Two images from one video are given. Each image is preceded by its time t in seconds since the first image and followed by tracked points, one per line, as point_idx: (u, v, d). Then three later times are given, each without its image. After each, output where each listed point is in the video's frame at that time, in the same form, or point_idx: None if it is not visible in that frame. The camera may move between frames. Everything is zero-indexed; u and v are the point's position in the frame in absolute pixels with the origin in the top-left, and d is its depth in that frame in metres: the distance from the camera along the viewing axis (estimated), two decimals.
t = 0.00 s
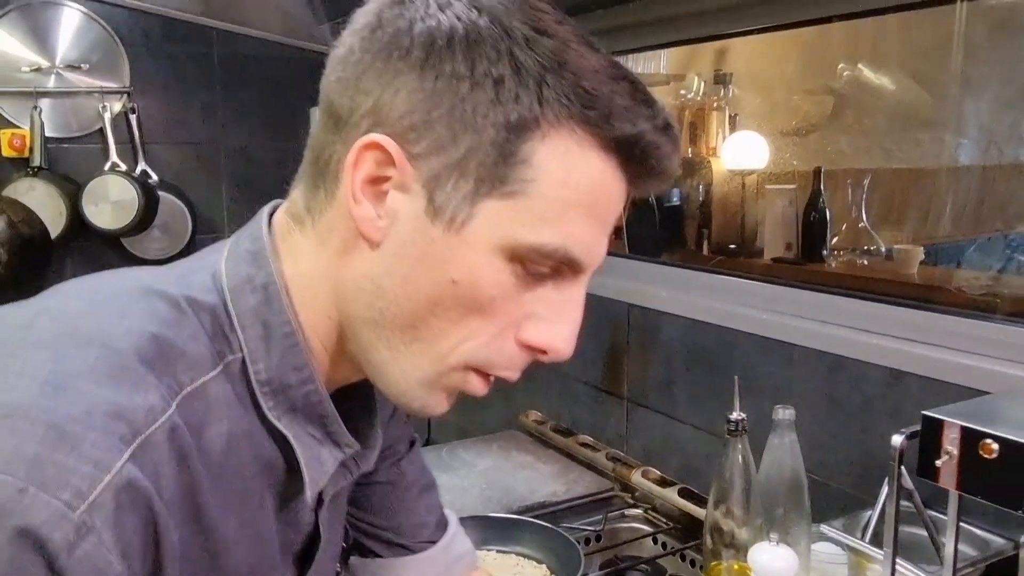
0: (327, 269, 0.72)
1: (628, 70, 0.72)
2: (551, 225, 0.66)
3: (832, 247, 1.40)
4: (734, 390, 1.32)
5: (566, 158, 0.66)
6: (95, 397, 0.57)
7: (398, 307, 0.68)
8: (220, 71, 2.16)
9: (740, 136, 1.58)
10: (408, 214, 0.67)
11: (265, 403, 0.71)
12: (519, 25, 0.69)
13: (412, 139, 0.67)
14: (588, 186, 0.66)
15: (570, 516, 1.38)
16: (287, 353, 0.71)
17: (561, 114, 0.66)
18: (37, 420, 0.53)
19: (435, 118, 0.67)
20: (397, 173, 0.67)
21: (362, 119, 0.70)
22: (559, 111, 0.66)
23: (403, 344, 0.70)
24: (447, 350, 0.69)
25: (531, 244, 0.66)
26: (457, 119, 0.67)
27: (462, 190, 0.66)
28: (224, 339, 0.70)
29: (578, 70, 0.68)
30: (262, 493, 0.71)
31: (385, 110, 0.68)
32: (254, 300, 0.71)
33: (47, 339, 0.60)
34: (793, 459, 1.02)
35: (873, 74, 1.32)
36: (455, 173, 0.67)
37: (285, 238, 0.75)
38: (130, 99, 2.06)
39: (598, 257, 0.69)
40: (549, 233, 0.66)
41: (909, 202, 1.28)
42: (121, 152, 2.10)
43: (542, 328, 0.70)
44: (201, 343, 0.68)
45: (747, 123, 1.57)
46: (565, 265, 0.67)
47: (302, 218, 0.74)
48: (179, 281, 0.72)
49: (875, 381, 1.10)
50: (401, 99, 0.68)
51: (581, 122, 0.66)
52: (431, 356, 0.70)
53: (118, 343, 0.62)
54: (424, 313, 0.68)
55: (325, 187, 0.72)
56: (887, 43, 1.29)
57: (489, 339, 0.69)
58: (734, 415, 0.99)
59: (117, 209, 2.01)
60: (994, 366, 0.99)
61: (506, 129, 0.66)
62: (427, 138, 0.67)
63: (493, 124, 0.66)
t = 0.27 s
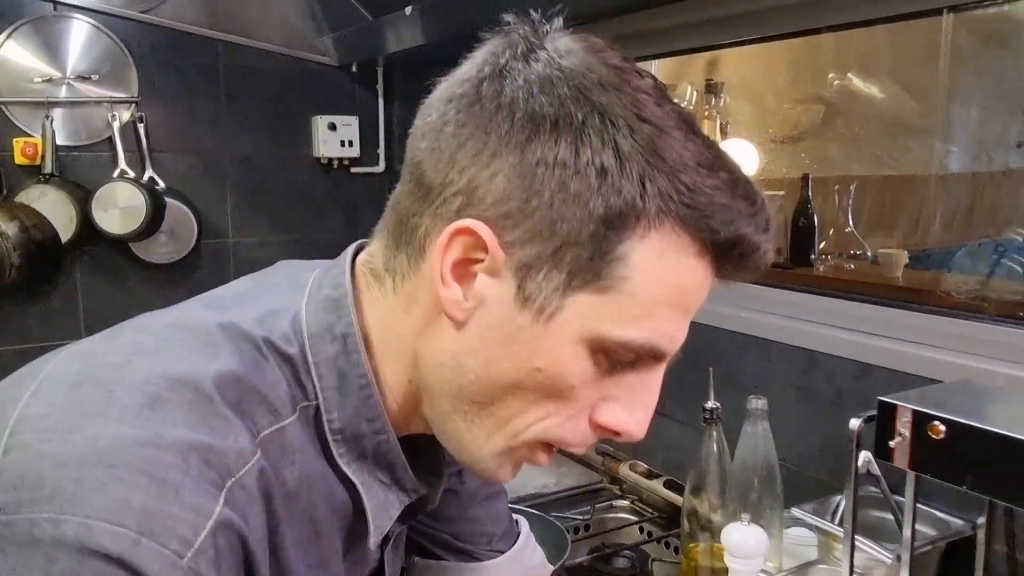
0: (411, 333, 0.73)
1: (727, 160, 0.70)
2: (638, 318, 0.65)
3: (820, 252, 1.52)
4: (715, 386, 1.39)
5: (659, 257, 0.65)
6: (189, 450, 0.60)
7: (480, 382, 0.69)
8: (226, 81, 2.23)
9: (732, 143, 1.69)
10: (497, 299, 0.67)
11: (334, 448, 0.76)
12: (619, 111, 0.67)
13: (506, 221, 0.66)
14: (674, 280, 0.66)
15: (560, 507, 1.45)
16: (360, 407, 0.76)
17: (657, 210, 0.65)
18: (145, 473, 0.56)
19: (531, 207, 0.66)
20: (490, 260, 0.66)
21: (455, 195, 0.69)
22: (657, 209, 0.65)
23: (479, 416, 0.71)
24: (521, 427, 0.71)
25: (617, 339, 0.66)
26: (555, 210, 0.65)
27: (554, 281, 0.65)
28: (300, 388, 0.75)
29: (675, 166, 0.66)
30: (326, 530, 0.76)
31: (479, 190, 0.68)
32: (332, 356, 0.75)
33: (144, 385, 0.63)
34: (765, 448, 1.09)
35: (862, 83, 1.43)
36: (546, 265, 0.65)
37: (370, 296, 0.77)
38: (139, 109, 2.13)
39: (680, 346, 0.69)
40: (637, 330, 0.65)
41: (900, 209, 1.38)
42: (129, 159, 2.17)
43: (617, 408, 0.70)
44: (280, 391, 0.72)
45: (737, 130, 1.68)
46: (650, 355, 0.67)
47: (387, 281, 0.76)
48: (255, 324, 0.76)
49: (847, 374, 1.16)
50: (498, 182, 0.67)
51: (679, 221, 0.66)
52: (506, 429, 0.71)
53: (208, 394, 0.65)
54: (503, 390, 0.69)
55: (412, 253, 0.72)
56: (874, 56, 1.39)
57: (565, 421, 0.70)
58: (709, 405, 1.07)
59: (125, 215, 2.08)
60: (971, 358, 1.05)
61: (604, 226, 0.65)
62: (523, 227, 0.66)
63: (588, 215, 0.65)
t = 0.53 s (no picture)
0: (418, 338, 0.79)
1: (716, 188, 0.76)
2: (628, 333, 0.71)
3: (802, 249, 1.58)
4: (689, 372, 1.46)
5: (648, 280, 0.71)
6: (219, 443, 0.66)
7: (482, 387, 0.75)
8: (222, 82, 2.30)
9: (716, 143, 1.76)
10: (499, 313, 0.73)
11: (346, 441, 0.82)
12: (616, 140, 0.73)
13: (511, 240, 0.72)
14: (659, 295, 0.72)
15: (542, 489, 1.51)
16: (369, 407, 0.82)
17: (650, 234, 0.71)
18: (179, 465, 0.62)
19: (534, 229, 0.71)
20: (495, 279, 0.72)
21: (465, 214, 0.75)
22: (649, 233, 0.71)
23: (477, 416, 0.77)
24: (517, 428, 0.77)
25: (609, 352, 0.72)
26: (555, 233, 0.71)
27: (552, 298, 0.71)
28: (314, 386, 0.81)
29: (667, 195, 0.72)
30: (338, 517, 0.82)
31: (487, 211, 0.73)
32: (343, 358, 0.81)
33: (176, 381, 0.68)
34: (731, 426, 1.17)
35: (847, 84, 1.48)
36: (548, 283, 0.71)
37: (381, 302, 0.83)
38: (138, 110, 2.20)
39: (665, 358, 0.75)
40: (628, 344, 0.72)
41: (885, 206, 1.42)
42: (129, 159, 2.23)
43: (605, 412, 0.76)
44: (297, 388, 0.78)
45: (723, 130, 1.75)
46: (636, 364, 0.73)
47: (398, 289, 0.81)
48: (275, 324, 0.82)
49: (809, 358, 1.23)
50: (506, 205, 0.73)
51: (668, 244, 0.71)
52: (502, 429, 0.77)
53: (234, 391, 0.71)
54: (502, 395, 0.75)
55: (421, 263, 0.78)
56: (859, 58, 1.43)
57: (557, 423, 0.76)
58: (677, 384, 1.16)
59: (126, 212, 2.15)
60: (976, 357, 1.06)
61: (600, 249, 0.70)
62: (527, 248, 0.71)
63: (583, 237, 0.70)
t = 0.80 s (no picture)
0: (407, 291, 0.82)
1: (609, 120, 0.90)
2: (572, 257, 0.86)
3: (785, 231, 1.64)
4: (667, 348, 1.54)
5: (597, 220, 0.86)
6: (199, 356, 0.69)
7: (468, 320, 0.85)
8: (217, 67, 2.34)
9: (701, 128, 1.83)
10: (505, 270, 0.81)
11: (316, 361, 0.84)
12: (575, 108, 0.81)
13: (522, 215, 0.79)
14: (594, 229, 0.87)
15: (527, 459, 1.59)
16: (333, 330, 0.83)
17: (604, 185, 0.84)
18: (166, 374, 0.66)
19: (540, 203, 0.79)
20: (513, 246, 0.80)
21: (479, 191, 0.77)
22: (603, 185, 0.84)
23: (455, 339, 0.87)
24: (477, 338, 0.89)
25: (563, 274, 0.87)
26: (554, 204, 0.80)
27: (541, 249, 0.82)
28: (281, 312, 0.82)
29: (611, 148, 0.85)
30: (311, 430, 0.84)
31: (496, 190, 0.77)
32: (313, 294, 0.82)
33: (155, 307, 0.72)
34: (701, 396, 1.24)
35: (833, 69, 1.52)
36: (542, 240, 0.81)
37: (357, 259, 0.82)
38: (135, 94, 2.25)
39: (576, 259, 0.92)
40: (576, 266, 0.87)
41: (870, 191, 1.46)
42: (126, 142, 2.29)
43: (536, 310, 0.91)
44: (264, 312, 0.80)
45: (709, 116, 1.81)
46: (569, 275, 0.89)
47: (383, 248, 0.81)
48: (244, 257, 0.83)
49: (777, 332, 1.32)
50: (518, 185, 0.77)
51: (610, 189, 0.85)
52: (470, 341, 0.88)
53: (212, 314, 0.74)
54: (483, 322, 0.86)
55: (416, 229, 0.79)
56: (851, 43, 1.46)
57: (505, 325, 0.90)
58: (648, 355, 1.24)
59: (123, 194, 2.20)
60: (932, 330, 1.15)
61: (579, 207, 0.82)
62: (534, 218, 0.79)
63: (569, 202, 0.81)
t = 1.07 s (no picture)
0: (341, 207, 1.02)
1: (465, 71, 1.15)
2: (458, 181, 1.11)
3: (776, 223, 1.63)
4: (653, 333, 1.59)
5: (473, 147, 1.10)
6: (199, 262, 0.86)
7: (385, 228, 1.06)
8: (215, 60, 2.38)
9: (694, 121, 1.88)
10: (417, 186, 1.04)
11: (274, 269, 0.99)
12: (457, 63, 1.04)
13: (432, 143, 1.02)
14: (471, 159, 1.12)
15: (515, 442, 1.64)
16: (285, 241, 0.99)
17: (479, 124, 1.09)
18: (178, 276, 0.82)
19: (444, 134, 1.02)
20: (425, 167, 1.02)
21: (395, 125, 0.98)
22: (478, 124, 1.08)
23: (373, 248, 1.08)
24: (385, 245, 1.10)
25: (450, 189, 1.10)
26: (451, 135, 1.03)
27: (442, 170, 1.05)
28: (242, 230, 0.97)
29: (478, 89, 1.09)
30: (280, 324, 1.00)
31: (409, 127, 0.99)
32: (265, 211, 0.99)
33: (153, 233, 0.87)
34: (681, 378, 1.29)
35: (826, 63, 1.61)
36: (441, 159, 1.04)
37: (294, 183, 1.01)
38: (134, 86, 2.29)
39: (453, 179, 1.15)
40: (458, 181, 1.11)
41: (861, 185, 1.50)
42: (127, 133, 2.33)
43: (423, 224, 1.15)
44: (231, 233, 0.95)
45: (702, 109, 1.87)
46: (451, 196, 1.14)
47: (317, 173, 1.00)
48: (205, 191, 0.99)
49: (756, 316, 1.37)
50: (426, 121, 1.00)
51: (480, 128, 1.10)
52: (382, 250, 1.10)
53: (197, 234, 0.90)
54: (397, 230, 1.08)
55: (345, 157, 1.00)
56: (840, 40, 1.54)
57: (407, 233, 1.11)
58: (630, 339, 1.28)
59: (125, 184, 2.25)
60: (915, 320, 1.19)
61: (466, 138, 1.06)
62: (440, 145, 1.02)
63: (460, 133, 1.05)
